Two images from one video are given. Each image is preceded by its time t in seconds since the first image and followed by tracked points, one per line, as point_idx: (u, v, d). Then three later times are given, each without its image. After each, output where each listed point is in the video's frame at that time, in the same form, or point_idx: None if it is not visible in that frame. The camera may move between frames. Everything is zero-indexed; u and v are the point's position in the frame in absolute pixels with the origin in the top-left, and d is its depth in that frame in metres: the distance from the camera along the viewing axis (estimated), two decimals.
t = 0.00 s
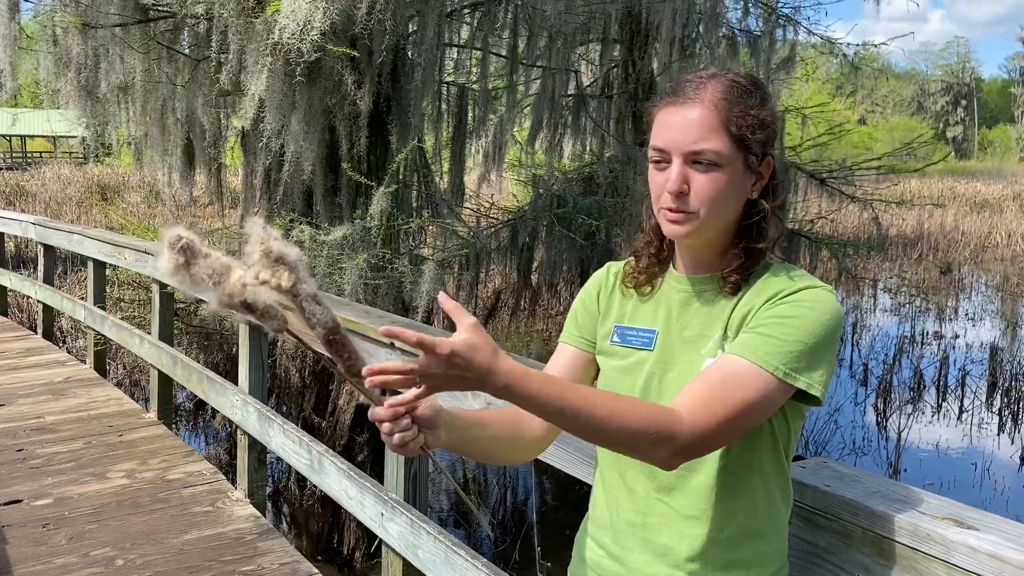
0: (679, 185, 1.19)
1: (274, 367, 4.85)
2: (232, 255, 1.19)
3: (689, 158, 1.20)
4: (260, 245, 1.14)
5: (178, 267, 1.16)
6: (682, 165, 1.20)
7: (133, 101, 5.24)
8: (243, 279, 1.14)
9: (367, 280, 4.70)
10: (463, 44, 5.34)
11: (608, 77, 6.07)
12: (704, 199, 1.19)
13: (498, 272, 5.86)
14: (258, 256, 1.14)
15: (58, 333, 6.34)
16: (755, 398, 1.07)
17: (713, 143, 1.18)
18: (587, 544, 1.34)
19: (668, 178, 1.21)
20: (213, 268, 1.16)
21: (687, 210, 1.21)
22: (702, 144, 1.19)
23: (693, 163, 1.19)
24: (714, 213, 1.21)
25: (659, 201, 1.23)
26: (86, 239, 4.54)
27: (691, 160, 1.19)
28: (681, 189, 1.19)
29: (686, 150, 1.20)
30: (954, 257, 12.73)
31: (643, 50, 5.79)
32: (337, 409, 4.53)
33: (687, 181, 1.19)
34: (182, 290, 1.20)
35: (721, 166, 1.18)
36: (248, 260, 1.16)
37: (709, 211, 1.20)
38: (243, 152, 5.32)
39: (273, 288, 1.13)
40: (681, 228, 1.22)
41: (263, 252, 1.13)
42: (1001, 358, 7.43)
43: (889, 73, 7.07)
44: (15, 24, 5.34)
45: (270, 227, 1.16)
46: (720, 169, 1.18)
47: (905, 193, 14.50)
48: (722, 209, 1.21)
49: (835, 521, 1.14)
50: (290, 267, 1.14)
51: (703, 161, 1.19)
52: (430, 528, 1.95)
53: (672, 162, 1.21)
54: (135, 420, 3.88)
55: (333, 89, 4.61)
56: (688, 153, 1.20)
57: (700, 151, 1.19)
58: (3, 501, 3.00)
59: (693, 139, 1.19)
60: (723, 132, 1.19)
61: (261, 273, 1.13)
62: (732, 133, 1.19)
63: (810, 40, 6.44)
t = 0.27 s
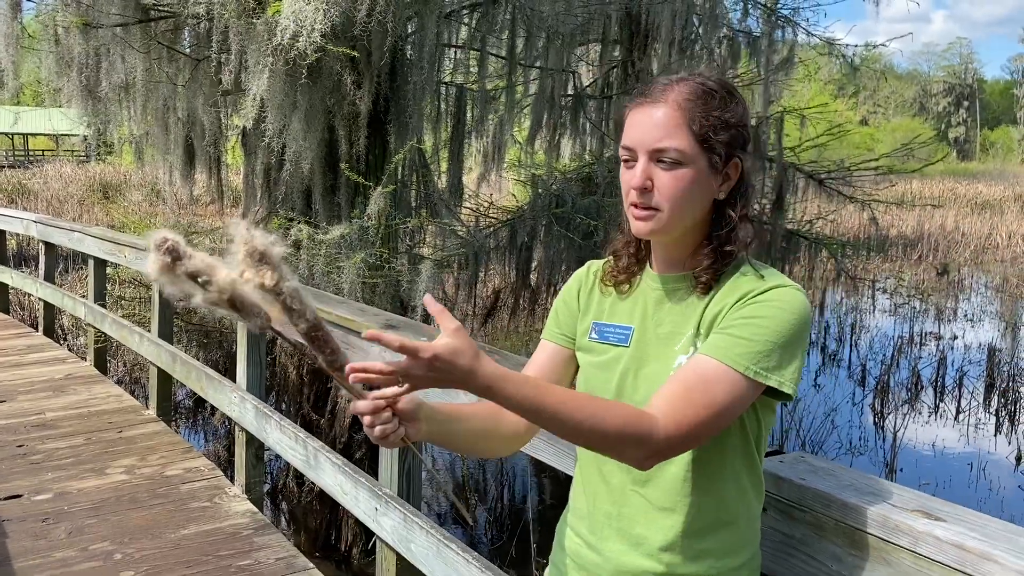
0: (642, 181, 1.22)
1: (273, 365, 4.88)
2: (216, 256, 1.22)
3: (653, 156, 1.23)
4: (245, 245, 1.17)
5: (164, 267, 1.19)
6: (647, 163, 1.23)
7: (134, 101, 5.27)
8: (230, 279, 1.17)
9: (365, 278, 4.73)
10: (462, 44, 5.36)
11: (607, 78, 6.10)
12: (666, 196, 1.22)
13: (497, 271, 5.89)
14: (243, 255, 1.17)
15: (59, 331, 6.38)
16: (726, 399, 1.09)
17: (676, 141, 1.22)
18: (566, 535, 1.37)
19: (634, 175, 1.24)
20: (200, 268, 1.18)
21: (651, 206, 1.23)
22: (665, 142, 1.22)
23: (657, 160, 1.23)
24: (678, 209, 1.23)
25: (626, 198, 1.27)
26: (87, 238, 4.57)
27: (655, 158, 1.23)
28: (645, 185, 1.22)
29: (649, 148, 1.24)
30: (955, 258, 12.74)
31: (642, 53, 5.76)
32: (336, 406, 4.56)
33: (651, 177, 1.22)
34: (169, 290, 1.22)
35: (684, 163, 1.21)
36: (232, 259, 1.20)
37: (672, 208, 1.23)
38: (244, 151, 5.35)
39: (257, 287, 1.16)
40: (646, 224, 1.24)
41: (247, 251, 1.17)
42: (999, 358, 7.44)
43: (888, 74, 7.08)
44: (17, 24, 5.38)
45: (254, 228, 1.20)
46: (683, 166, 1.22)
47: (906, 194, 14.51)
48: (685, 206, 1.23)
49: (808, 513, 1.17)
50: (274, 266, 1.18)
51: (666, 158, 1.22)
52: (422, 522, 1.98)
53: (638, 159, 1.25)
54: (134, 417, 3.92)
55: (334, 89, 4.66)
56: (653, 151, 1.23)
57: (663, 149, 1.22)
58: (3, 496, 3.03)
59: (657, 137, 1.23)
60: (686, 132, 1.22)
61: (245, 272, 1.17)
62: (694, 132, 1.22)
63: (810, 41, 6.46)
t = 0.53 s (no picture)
0: (622, 174, 1.25)
1: (273, 362, 4.91)
2: (198, 249, 1.25)
3: (634, 150, 1.26)
4: (226, 238, 1.20)
5: (147, 260, 1.22)
6: (626, 157, 1.26)
7: (136, 99, 5.30)
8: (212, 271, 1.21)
9: (364, 276, 4.75)
10: (462, 43, 5.39)
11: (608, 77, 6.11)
12: (644, 189, 1.25)
13: (497, 269, 5.91)
14: (225, 247, 1.20)
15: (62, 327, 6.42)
16: (702, 391, 1.12)
17: (654, 135, 1.24)
18: (550, 523, 1.40)
19: (614, 168, 1.27)
20: (182, 260, 1.21)
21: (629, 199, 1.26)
22: (645, 136, 1.25)
23: (636, 154, 1.26)
24: (656, 203, 1.26)
25: (605, 192, 1.29)
26: (89, 235, 4.60)
27: (635, 152, 1.26)
28: (624, 179, 1.25)
29: (630, 142, 1.26)
30: (957, 258, 12.72)
31: (643, 51, 5.72)
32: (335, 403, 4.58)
33: (631, 170, 1.25)
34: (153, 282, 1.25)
35: (663, 158, 1.24)
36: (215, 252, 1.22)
37: (651, 201, 1.25)
38: (245, 149, 5.38)
39: (239, 278, 1.19)
40: (626, 218, 1.27)
41: (229, 244, 1.19)
42: (998, 358, 7.45)
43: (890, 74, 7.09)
44: (21, 21, 5.41)
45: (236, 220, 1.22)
46: (660, 161, 1.24)
47: (909, 193, 14.50)
48: (663, 199, 1.25)
49: (788, 503, 1.20)
50: (255, 258, 1.20)
51: (646, 152, 1.25)
52: (417, 515, 2.01)
53: (618, 153, 1.28)
54: (134, 412, 3.95)
55: (335, 88, 4.71)
56: (634, 145, 1.26)
57: (643, 144, 1.25)
58: (5, 489, 3.06)
59: (638, 132, 1.26)
60: (666, 126, 1.25)
61: (227, 264, 1.19)
62: (673, 126, 1.25)
63: (811, 41, 6.47)
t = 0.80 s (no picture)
0: (617, 174, 1.26)
1: (274, 359, 4.92)
2: (196, 241, 1.25)
3: (628, 149, 1.26)
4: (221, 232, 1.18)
5: (144, 253, 1.22)
6: (621, 156, 1.27)
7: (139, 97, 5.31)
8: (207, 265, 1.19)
9: (366, 274, 4.76)
10: (465, 42, 5.39)
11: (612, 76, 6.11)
12: (640, 188, 1.25)
13: (499, 268, 5.91)
14: (220, 242, 1.18)
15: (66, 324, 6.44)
16: (694, 388, 1.12)
17: (648, 134, 1.25)
18: (544, 519, 1.41)
19: (609, 168, 1.28)
20: (179, 253, 1.22)
21: (625, 198, 1.26)
22: (639, 136, 1.25)
23: (631, 153, 1.26)
24: (651, 202, 1.26)
25: (601, 192, 1.30)
26: (92, 232, 4.61)
27: (630, 152, 1.26)
28: (619, 179, 1.26)
29: (625, 141, 1.27)
30: (961, 257, 12.69)
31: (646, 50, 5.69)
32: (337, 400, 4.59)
33: (626, 171, 1.26)
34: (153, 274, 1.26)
35: (658, 156, 1.25)
36: (212, 245, 1.21)
37: (646, 199, 1.26)
38: (248, 148, 5.38)
39: (234, 272, 1.18)
40: (621, 218, 1.27)
41: (223, 238, 1.17)
42: (1001, 358, 7.43)
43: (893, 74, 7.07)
44: (25, 19, 5.43)
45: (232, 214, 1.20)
46: (655, 160, 1.25)
47: (913, 193, 14.47)
48: (658, 198, 1.26)
49: (782, 499, 1.21)
50: (251, 253, 1.18)
51: (640, 151, 1.25)
52: (416, 512, 2.01)
53: (613, 153, 1.28)
54: (136, 409, 3.96)
55: (337, 87, 4.70)
56: (628, 145, 1.26)
57: (637, 143, 1.25)
58: (7, 485, 3.08)
59: (632, 131, 1.26)
60: (659, 125, 1.25)
61: (222, 258, 1.18)
62: (667, 124, 1.25)
63: (814, 40, 6.46)
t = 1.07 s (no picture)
0: (615, 171, 1.26)
1: (276, 357, 4.93)
2: (195, 235, 1.24)
3: (626, 146, 1.26)
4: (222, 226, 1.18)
5: (144, 245, 1.21)
6: (619, 154, 1.27)
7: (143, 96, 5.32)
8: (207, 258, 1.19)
9: (368, 272, 4.76)
10: (467, 41, 5.38)
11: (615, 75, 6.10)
12: (638, 186, 1.25)
13: (501, 266, 5.92)
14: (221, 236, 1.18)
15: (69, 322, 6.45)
16: (691, 386, 1.12)
17: (646, 131, 1.24)
18: (541, 516, 1.40)
19: (607, 166, 1.28)
20: (179, 247, 1.21)
21: (622, 196, 1.26)
22: (637, 132, 1.25)
23: (629, 151, 1.26)
24: (649, 200, 1.26)
25: (600, 190, 1.30)
26: (95, 230, 4.62)
27: (628, 149, 1.26)
28: (618, 177, 1.25)
29: (623, 139, 1.26)
30: (964, 258, 12.67)
31: (649, 49, 5.69)
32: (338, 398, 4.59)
33: (625, 168, 1.25)
34: (150, 267, 1.25)
35: (656, 154, 1.24)
36: (211, 239, 1.21)
37: (644, 197, 1.26)
38: (251, 146, 5.39)
39: (235, 266, 1.17)
40: (620, 216, 1.27)
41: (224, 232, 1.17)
42: (1004, 359, 7.41)
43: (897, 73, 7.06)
44: (29, 17, 5.44)
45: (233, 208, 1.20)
46: (653, 157, 1.24)
47: (917, 193, 14.43)
48: (657, 195, 1.26)
49: (780, 498, 1.21)
50: (250, 247, 1.18)
51: (639, 149, 1.25)
52: (416, 510, 2.01)
53: (611, 151, 1.28)
54: (138, 407, 3.97)
55: (339, 85, 4.67)
56: (626, 142, 1.26)
57: (635, 140, 1.25)
58: (9, 482, 3.08)
59: (630, 129, 1.26)
60: (657, 122, 1.25)
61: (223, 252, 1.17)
62: (665, 122, 1.25)
63: (818, 40, 6.45)
